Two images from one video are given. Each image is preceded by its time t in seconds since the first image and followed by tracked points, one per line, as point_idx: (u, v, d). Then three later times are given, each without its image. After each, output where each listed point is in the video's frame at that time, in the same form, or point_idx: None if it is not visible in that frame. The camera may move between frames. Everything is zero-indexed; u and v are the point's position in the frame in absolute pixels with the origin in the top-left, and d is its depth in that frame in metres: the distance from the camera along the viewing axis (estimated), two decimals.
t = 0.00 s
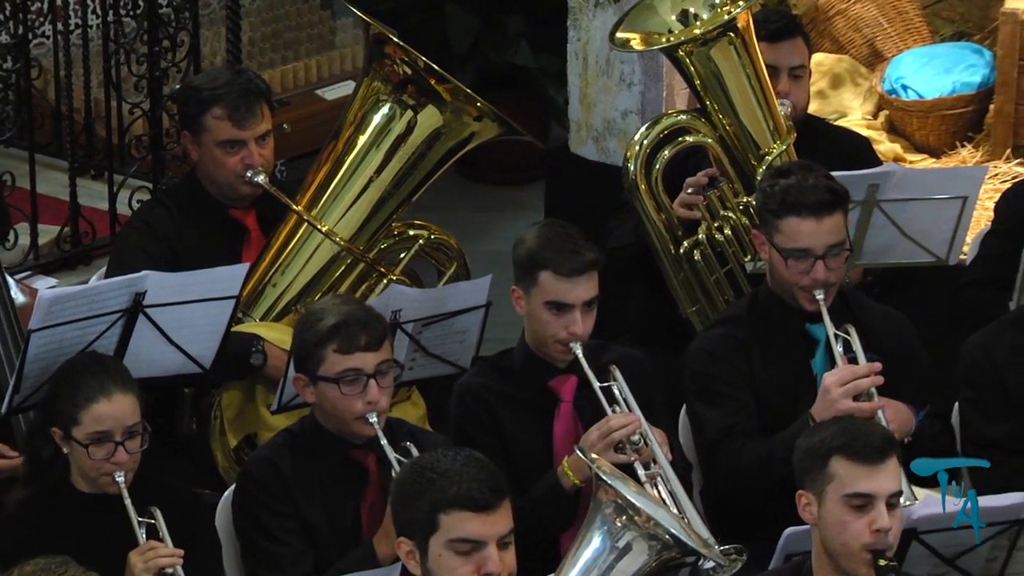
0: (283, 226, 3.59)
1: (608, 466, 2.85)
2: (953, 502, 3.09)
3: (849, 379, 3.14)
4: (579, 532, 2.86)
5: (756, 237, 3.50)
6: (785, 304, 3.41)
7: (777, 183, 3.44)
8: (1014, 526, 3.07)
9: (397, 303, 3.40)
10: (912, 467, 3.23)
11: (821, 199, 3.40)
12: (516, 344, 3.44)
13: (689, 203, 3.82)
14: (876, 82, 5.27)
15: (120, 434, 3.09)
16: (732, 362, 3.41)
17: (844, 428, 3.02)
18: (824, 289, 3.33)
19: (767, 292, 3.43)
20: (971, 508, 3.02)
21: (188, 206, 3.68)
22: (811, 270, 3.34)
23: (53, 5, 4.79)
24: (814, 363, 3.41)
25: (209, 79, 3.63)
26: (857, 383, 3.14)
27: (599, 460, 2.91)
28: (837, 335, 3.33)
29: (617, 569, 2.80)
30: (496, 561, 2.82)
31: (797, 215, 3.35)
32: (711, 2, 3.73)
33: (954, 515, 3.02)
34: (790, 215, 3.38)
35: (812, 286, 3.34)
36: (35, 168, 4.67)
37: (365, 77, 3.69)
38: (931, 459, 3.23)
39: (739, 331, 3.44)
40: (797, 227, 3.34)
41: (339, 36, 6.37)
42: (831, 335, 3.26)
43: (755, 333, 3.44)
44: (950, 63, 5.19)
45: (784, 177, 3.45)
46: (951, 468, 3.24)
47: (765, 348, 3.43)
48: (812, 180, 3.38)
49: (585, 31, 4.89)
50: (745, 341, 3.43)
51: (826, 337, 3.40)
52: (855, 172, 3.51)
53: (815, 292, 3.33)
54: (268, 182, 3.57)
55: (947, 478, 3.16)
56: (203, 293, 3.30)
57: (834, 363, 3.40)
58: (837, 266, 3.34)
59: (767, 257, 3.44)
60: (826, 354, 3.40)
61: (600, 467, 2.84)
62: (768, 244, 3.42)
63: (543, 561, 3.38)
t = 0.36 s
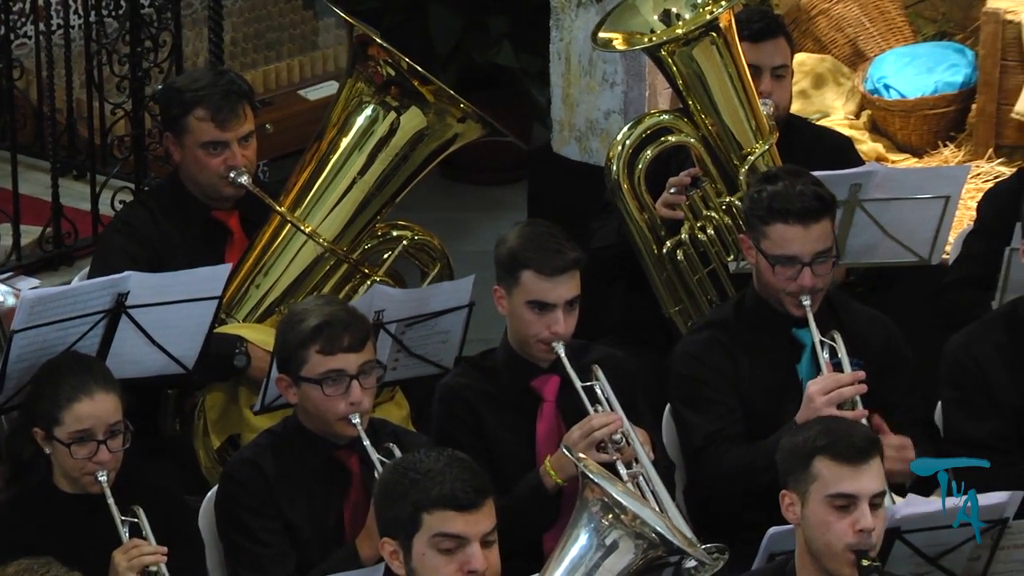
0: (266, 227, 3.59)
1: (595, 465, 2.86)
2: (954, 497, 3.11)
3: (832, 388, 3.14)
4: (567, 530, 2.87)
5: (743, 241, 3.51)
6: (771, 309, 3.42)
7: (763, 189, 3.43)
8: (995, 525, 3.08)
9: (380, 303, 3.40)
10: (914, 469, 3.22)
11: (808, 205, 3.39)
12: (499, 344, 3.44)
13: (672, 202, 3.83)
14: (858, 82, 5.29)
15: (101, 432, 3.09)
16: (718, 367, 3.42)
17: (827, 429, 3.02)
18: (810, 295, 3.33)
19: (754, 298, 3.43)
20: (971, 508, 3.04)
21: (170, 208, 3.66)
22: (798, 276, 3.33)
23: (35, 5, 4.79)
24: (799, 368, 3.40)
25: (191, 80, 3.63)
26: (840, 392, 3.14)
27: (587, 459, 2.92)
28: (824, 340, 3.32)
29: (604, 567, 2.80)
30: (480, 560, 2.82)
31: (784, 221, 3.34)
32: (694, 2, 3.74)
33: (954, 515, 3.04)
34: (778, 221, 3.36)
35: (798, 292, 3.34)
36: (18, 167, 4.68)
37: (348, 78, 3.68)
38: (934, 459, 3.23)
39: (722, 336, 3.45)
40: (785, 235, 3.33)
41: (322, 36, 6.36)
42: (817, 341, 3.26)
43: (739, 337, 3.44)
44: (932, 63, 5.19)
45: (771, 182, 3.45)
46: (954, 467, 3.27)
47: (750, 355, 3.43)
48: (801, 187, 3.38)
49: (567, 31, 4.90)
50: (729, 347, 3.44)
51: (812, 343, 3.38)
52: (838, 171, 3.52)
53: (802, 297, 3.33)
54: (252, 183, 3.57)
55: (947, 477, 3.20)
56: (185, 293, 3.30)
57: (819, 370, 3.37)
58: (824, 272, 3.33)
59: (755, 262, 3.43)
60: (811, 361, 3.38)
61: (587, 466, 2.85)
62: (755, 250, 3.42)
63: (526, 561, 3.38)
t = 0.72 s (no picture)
0: (254, 228, 3.59)
1: (586, 467, 2.88)
2: (958, 496, 3.13)
3: (825, 399, 3.15)
4: (557, 530, 2.88)
5: (740, 246, 3.48)
6: (768, 312, 3.41)
7: (761, 195, 3.42)
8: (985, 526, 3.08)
9: (369, 304, 3.39)
10: (915, 470, 3.30)
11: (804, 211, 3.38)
12: (489, 344, 3.44)
13: (661, 203, 3.82)
14: (846, 82, 5.30)
15: (89, 429, 3.08)
16: (714, 371, 3.41)
17: (817, 428, 3.02)
18: (807, 303, 3.34)
19: (751, 301, 3.43)
20: (971, 508, 3.05)
21: (159, 207, 3.66)
22: (794, 282, 3.33)
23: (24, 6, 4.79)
24: (792, 375, 3.40)
25: (180, 80, 3.63)
26: (834, 402, 3.15)
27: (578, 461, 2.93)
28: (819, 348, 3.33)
29: (593, 567, 2.81)
30: (473, 561, 2.83)
31: (780, 226, 3.34)
32: (683, 2, 3.74)
33: (954, 515, 3.04)
34: (775, 226, 3.36)
35: (795, 299, 3.34)
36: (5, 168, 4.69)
37: (337, 78, 3.68)
38: (934, 460, 3.32)
39: (718, 340, 3.44)
40: (781, 241, 3.33)
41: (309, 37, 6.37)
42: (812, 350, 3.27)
43: (736, 342, 3.43)
44: (921, 63, 5.20)
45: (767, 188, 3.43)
46: (954, 468, 3.33)
47: (747, 362, 3.43)
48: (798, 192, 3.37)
49: (556, 31, 4.90)
50: (728, 352, 3.43)
51: (806, 351, 3.39)
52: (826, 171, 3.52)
53: (798, 305, 3.34)
54: (240, 184, 3.57)
55: (947, 477, 3.25)
56: (175, 294, 3.30)
57: (812, 378, 3.38)
58: (820, 279, 3.33)
59: (751, 267, 3.42)
60: (805, 369, 3.39)
61: (579, 467, 2.86)
62: (752, 255, 3.41)
63: (515, 561, 3.37)
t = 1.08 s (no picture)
0: (238, 228, 3.58)
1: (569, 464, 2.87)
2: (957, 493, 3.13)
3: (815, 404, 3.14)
4: (540, 529, 2.88)
5: (727, 255, 3.48)
6: (756, 321, 3.40)
7: (750, 201, 3.41)
8: (966, 527, 3.08)
9: (353, 304, 3.40)
10: (915, 470, 3.33)
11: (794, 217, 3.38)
12: (473, 345, 3.44)
13: (645, 203, 3.84)
14: (830, 82, 5.29)
15: (72, 434, 3.07)
16: (701, 379, 3.41)
17: (799, 429, 3.02)
18: (796, 310, 3.33)
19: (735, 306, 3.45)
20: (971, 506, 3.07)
21: (143, 209, 3.66)
22: (784, 288, 3.33)
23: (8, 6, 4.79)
24: (779, 383, 3.41)
25: (163, 81, 3.62)
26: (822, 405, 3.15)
27: (561, 459, 2.92)
28: (808, 357, 3.34)
29: (576, 566, 2.81)
30: (455, 560, 2.83)
31: (770, 232, 3.33)
32: (668, 2, 3.75)
33: (954, 514, 3.06)
34: (763, 232, 3.36)
35: (784, 305, 3.33)
36: None
37: (319, 77, 3.67)
38: (933, 460, 3.35)
39: (706, 349, 3.44)
40: (770, 246, 3.33)
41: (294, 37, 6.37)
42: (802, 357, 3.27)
43: (724, 353, 3.44)
44: (904, 63, 5.20)
45: (757, 193, 3.41)
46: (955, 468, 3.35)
47: (734, 372, 3.43)
48: (787, 198, 3.36)
49: (540, 31, 4.90)
50: (715, 361, 3.43)
51: (793, 360, 3.40)
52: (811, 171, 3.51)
53: (787, 311, 3.33)
54: (223, 184, 3.57)
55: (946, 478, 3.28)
56: (160, 295, 3.29)
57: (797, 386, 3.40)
58: (808, 285, 3.34)
59: (740, 274, 3.42)
60: (792, 376, 3.41)
61: (561, 465, 2.85)
62: (740, 262, 3.41)
63: (499, 562, 3.37)
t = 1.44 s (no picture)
0: (218, 229, 3.58)
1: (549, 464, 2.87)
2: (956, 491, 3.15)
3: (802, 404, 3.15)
4: (521, 529, 2.87)
5: (710, 257, 3.47)
6: (738, 323, 3.41)
7: (733, 203, 3.39)
8: (948, 523, 3.08)
9: (334, 304, 3.39)
10: (914, 470, 3.33)
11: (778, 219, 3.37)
12: (455, 345, 3.44)
13: (627, 203, 3.83)
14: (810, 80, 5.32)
15: (57, 434, 3.07)
16: (685, 383, 3.40)
17: (778, 426, 3.03)
18: (780, 312, 3.33)
19: (717, 308, 3.45)
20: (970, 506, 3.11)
21: (124, 208, 3.65)
22: (768, 291, 3.32)
23: None
24: (762, 384, 3.41)
25: (144, 80, 3.62)
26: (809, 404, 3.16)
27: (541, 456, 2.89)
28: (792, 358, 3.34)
29: (558, 565, 2.80)
30: (437, 560, 2.83)
31: (754, 234, 3.32)
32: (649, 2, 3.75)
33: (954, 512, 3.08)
34: (747, 234, 3.35)
35: (767, 309, 3.33)
36: None
37: (300, 77, 3.69)
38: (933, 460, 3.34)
39: (688, 351, 3.45)
40: (754, 248, 3.32)
41: (276, 38, 6.36)
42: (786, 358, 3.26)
43: (705, 354, 3.44)
44: (885, 62, 5.21)
45: (741, 196, 3.39)
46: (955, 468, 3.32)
47: (717, 374, 3.43)
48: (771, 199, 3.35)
49: (521, 31, 4.88)
50: (697, 364, 3.43)
51: (776, 362, 3.40)
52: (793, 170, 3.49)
53: (770, 314, 3.33)
54: (204, 184, 3.56)
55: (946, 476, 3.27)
56: (140, 296, 3.29)
57: (780, 387, 3.40)
58: (792, 288, 3.33)
59: (723, 277, 3.42)
60: (774, 377, 3.41)
61: (542, 463, 2.84)
62: (723, 265, 3.41)
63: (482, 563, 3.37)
